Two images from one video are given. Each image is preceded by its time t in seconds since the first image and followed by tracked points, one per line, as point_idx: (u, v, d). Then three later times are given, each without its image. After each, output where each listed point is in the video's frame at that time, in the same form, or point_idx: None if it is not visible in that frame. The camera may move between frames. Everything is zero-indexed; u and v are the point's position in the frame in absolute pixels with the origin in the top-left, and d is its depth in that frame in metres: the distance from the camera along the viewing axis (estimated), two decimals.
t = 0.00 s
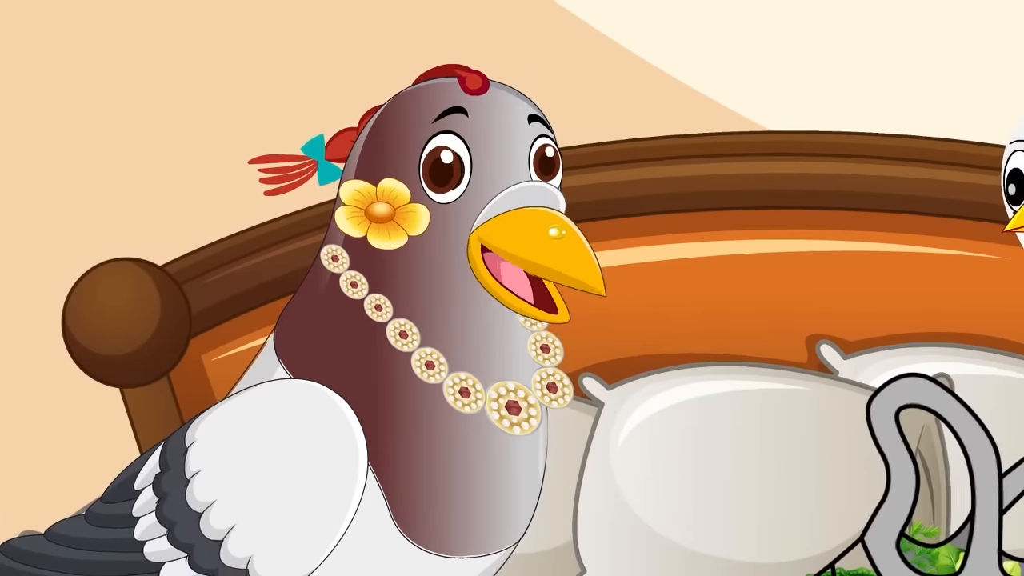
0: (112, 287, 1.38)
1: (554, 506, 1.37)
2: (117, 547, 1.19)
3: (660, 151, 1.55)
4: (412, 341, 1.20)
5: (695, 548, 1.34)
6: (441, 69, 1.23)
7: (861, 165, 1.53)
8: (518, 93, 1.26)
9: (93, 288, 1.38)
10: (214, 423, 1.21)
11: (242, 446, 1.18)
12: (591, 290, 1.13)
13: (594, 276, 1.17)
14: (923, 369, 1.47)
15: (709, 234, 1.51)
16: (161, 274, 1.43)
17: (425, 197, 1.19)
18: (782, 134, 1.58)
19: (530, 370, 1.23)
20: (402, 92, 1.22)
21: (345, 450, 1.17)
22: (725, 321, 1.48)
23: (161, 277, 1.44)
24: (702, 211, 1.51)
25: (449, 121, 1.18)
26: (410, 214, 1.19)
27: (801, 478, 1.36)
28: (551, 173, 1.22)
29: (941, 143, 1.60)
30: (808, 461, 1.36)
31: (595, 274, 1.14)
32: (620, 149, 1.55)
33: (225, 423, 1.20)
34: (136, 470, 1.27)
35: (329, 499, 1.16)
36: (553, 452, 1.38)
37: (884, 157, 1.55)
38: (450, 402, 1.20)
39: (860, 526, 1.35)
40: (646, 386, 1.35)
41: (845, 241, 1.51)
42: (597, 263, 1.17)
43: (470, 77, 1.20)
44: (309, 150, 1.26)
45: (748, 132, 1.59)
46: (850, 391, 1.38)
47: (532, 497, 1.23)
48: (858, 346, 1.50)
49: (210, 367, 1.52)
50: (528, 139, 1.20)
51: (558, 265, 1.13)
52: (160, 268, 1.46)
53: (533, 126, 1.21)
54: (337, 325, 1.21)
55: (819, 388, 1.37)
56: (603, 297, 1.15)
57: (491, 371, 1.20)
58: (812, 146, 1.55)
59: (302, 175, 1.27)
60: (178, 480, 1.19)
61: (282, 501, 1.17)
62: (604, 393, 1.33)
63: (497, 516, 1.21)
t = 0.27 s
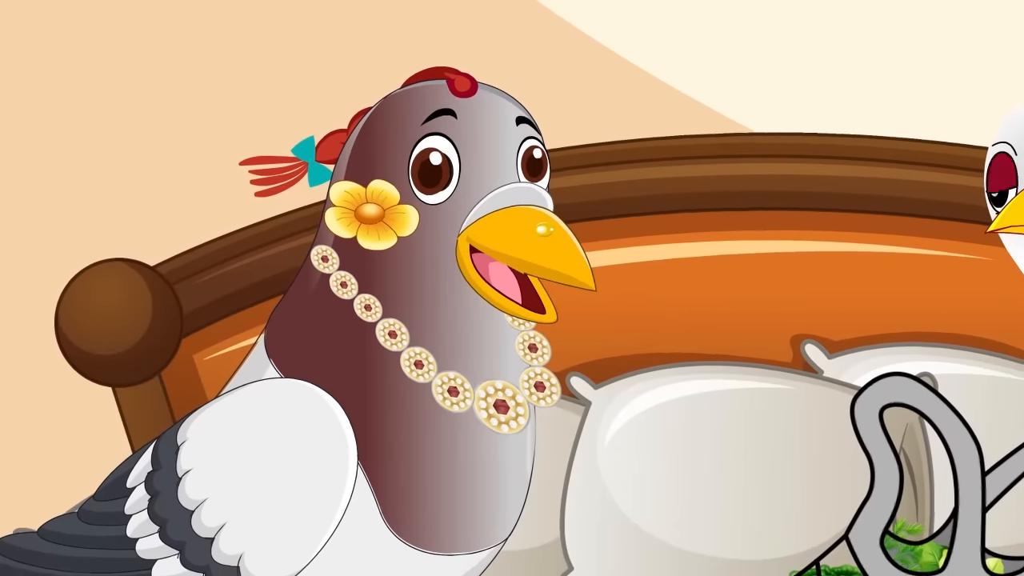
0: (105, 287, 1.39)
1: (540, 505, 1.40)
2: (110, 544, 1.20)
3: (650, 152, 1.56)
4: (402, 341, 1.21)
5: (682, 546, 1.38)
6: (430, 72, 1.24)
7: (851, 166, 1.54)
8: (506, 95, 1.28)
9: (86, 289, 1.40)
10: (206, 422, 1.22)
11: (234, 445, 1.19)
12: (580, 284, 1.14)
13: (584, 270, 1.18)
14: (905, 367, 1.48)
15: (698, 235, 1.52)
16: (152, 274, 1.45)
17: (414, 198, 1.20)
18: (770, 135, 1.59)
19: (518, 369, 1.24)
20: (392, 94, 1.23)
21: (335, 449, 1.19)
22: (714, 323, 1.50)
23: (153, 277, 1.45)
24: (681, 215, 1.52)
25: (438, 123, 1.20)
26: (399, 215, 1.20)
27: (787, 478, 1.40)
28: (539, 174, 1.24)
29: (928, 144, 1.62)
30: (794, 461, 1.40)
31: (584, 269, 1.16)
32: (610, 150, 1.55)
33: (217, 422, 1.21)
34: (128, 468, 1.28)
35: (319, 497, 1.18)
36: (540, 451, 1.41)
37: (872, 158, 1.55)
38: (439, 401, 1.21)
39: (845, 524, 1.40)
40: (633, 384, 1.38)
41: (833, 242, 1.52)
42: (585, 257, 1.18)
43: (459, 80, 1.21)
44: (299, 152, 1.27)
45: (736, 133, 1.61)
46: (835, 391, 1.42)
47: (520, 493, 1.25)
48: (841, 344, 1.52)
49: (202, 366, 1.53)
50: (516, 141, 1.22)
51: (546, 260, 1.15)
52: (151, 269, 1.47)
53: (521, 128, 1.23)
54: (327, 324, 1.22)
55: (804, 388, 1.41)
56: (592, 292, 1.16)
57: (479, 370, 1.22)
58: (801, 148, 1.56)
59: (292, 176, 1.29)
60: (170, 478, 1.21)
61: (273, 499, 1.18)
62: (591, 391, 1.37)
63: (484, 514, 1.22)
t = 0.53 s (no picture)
0: (98, 288, 1.40)
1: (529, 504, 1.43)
2: (103, 541, 1.22)
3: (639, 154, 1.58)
4: (391, 340, 1.22)
5: (669, 544, 1.42)
6: (419, 75, 1.25)
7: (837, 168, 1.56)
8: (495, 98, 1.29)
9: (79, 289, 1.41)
10: (198, 421, 1.23)
11: (225, 444, 1.21)
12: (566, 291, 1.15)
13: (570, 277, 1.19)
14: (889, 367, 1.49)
15: (687, 236, 1.53)
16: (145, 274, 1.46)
17: (403, 200, 1.21)
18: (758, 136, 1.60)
19: (506, 368, 1.26)
20: (381, 96, 1.24)
21: (326, 447, 1.20)
22: (701, 323, 1.50)
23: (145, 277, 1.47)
24: (667, 213, 1.54)
25: (427, 125, 1.21)
26: (389, 216, 1.21)
27: (772, 476, 1.44)
28: (526, 177, 1.25)
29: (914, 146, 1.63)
30: (778, 459, 1.44)
31: (570, 274, 1.17)
32: (600, 151, 1.57)
33: (208, 421, 1.23)
34: (120, 466, 1.30)
35: (310, 495, 1.19)
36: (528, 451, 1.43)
37: (859, 161, 1.57)
38: (428, 400, 1.23)
39: (829, 521, 1.44)
40: (620, 383, 1.43)
41: (821, 243, 1.54)
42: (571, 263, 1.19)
43: (448, 82, 1.23)
44: (290, 153, 1.29)
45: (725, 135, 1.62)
46: (818, 390, 1.46)
47: (509, 490, 1.26)
48: (827, 344, 1.52)
49: (192, 366, 1.54)
50: (505, 143, 1.23)
51: (534, 265, 1.16)
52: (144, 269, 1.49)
53: (509, 130, 1.24)
54: (318, 324, 1.23)
55: (788, 388, 1.45)
56: (578, 296, 1.18)
57: (467, 369, 1.23)
58: (789, 149, 1.58)
59: (283, 178, 1.30)
60: (162, 476, 1.22)
61: (264, 498, 1.19)
62: (579, 390, 1.42)
63: (472, 512, 1.24)
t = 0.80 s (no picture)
0: (90, 287, 1.41)
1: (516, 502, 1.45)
2: (95, 537, 1.23)
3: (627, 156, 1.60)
4: (381, 340, 1.24)
5: (653, 540, 1.43)
6: (408, 77, 1.27)
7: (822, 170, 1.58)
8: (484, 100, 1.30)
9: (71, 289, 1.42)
10: (189, 419, 1.25)
11: (215, 442, 1.22)
12: (556, 284, 1.16)
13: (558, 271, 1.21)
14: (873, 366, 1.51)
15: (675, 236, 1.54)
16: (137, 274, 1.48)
17: (393, 201, 1.22)
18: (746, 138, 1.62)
19: (494, 367, 1.27)
20: (371, 98, 1.25)
21: (314, 445, 1.21)
22: (687, 324, 1.52)
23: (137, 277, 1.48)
24: (652, 214, 1.56)
25: (416, 126, 1.22)
26: (379, 217, 1.22)
27: (757, 475, 1.46)
28: (513, 177, 1.26)
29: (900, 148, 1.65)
30: (763, 458, 1.46)
31: (560, 270, 1.19)
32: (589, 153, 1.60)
33: (199, 419, 1.24)
34: (112, 463, 1.31)
35: (299, 493, 1.20)
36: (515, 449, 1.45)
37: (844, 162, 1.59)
38: (417, 399, 1.24)
39: (814, 519, 1.46)
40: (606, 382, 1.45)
41: (806, 242, 1.56)
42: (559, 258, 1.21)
43: (436, 84, 1.24)
44: (280, 155, 1.30)
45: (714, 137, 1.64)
46: (802, 389, 1.48)
47: (497, 488, 1.27)
48: (814, 343, 1.53)
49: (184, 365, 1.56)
50: (493, 144, 1.24)
51: (524, 262, 1.17)
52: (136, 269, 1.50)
53: (498, 131, 1.25)
54: (307, 324, 1.25)
55: (772, 387, 1.47)
56: (568, 290, 1.19)
57: (456, 368, 1.25)
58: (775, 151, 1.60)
59: (273, 179, 1.31)
60: (153, 473, 1.23)
61: (253, 495, 1.20)
62: (566, 390, 1.44)
63: (460, 510, 1.25)
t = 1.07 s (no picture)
0: (84, 287, 1.43)
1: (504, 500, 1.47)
2: (86, 531, 1.24)
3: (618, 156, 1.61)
4: (370, 339, 1.25)
5: (642, 539, 1.45)
6: (397, 79, 1.28)
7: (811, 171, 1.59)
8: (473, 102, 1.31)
9: (65, 288, 1.44)
10: (180, 416, 1.26)
11: (206, 439, 1.23)
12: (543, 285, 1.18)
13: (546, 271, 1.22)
14: (857, 365, 1.52)
15: (663, 237, 1.56)
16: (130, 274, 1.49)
17: (382, 202, 1.24)
18: (734, 140, 1.63)
19: (483, 366, 1.29)
20: (360, 100, 1.26)
21: (304, 444, 1.23)
22: (677, 322, 1.53)
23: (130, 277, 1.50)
24: (640, 215, 1.57)
25: (405, 128, 1.23)
26: (369, 217, 1.23)
27: (742, 474, 1.48)
28: (502, 178, 1.27)
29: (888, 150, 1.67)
30: (748, 457, 1.48)
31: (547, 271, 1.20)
32: (579, 153, 1.60)
33: (190, 416, 1.25)
34: (103, 458, 1.32)
35: (288, 490, 1.22)
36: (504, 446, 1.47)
37: (832, 164, 1.61)
38: (407, 398, 1.25)
39: (800, 517, 1.47)
40: (593, 381, 1.47)
41: (794, 244, 1.57)
42: (547, 259, 1.22)
43: (426, 86, 1.25)
44: (271, 156, 1.31)
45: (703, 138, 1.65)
46: (787, 389, 1.50)
47: (485, 486, 1.29)
48: (801, 342, 1.55)
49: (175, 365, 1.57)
50: (482, 146, 1.25)
51: (514, 263, 1.19)
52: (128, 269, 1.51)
53: (486, 133, 1.26)
54: (297, 323, 1.26)
55: (756, 386, 1.50)
56: (555, 292, 1.21)
57: (444, 367, 1.26)
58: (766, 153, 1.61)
59: (264, 180, 1.32)
60: (143, 469, 1.25)
61: (243, 492, 1.22)
62: (554, 389, 1.46)
63: (449, 507, 1.27)
